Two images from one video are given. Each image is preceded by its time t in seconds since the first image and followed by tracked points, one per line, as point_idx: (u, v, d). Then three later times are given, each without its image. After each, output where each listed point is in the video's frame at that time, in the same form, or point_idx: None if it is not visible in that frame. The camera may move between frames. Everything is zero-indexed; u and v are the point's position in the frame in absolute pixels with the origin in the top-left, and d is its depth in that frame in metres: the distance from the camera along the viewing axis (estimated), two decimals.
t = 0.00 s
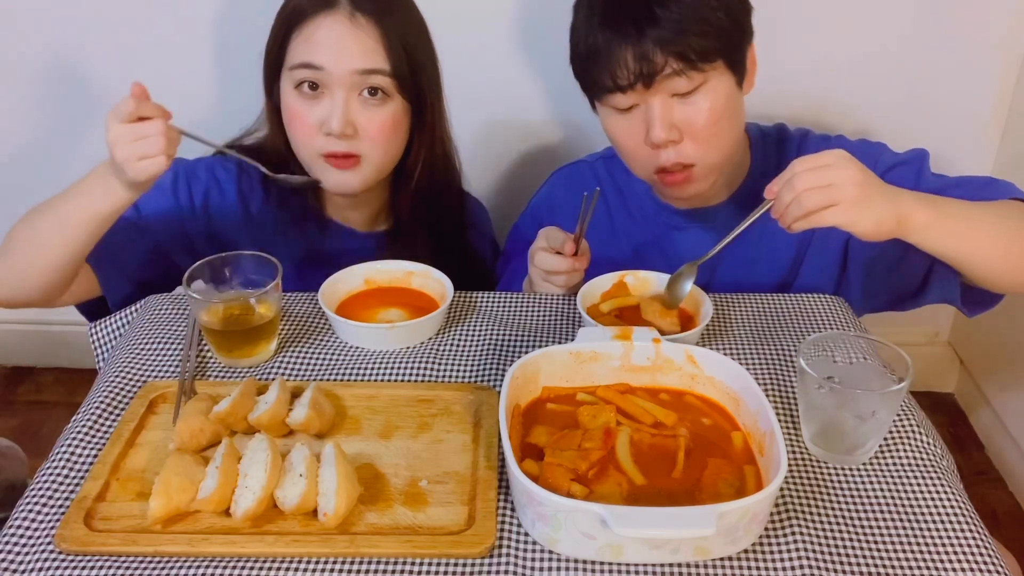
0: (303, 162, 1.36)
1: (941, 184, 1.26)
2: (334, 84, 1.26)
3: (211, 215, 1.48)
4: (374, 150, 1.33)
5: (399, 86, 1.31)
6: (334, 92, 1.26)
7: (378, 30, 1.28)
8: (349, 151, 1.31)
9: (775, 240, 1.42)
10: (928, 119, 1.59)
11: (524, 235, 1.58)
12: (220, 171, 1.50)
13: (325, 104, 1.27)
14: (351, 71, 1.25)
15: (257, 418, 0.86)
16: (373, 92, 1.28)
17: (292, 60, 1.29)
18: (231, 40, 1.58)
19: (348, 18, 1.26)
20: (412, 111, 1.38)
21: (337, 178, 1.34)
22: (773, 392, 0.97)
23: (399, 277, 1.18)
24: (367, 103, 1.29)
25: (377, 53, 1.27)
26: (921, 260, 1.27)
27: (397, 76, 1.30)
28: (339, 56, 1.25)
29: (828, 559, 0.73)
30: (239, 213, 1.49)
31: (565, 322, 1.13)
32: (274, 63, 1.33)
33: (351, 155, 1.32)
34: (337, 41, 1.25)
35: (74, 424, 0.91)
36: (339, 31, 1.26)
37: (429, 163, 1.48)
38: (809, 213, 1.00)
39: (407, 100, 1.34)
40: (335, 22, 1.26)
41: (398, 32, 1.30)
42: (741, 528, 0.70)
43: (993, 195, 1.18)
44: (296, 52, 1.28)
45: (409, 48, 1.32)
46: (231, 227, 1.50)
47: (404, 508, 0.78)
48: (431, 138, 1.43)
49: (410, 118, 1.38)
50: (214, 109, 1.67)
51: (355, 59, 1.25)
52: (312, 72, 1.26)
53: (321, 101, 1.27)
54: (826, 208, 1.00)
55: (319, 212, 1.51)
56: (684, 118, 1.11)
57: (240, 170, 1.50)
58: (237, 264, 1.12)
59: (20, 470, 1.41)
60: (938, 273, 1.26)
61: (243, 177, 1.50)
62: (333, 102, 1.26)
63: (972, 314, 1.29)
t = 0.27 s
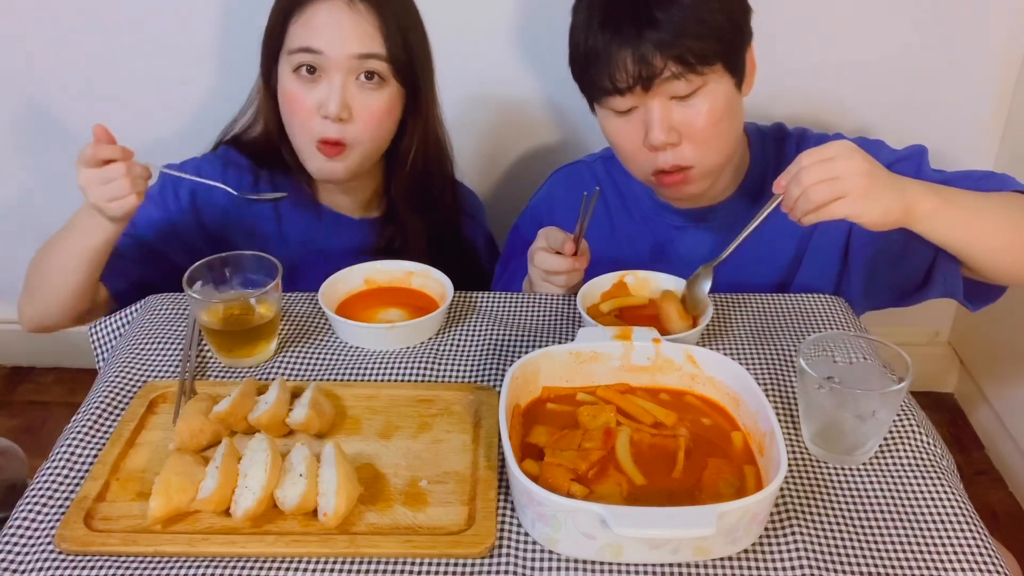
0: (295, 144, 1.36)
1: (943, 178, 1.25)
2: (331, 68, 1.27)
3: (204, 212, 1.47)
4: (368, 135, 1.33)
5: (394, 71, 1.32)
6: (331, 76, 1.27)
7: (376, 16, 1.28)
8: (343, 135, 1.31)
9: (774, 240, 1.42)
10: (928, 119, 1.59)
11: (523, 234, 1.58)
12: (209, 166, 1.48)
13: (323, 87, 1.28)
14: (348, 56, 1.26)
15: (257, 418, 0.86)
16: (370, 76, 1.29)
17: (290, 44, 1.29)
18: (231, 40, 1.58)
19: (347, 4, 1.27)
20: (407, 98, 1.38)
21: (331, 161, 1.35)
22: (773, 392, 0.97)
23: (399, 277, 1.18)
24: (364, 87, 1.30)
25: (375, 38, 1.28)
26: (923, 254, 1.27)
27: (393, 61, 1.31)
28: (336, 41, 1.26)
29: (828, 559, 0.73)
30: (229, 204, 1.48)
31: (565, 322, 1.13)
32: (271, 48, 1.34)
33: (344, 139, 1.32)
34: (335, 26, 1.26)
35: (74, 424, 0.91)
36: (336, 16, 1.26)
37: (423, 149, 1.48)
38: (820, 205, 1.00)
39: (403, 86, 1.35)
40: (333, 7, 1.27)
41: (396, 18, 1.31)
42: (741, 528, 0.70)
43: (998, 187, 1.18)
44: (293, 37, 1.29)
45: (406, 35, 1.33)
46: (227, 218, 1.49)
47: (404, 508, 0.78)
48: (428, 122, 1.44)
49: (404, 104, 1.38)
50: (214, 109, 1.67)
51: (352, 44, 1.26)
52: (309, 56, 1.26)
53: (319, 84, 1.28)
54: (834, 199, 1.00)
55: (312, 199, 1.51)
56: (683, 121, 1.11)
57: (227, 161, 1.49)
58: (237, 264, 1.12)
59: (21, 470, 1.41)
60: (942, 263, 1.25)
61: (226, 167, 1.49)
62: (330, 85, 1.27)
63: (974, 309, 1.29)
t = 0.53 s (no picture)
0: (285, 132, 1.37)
1: (938, 179, 1.25)
2: (322, 60, 1.28)
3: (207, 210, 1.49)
4: (357, 125, 1.35)
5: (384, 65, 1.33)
6: (323, 68, 1.29)
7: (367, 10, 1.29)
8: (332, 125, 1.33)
9: (772, 240, 1.42)
10: (928, 120, 1.59)
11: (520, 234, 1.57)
12: (194, 171, 1.48)
13: (314, 79, 1.29)
14: (338, 49, 1.27)
15: (257, 417, 0.87)
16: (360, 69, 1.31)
17: (282, 36, 1.30)
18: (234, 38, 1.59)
19: None
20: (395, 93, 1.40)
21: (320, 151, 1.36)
22: (773, 392, 0.97)
23: (399, 276, 1.18)
24: (354, 79, 1.31)
25: (365, 33, 1.29)
26: (919, 256, 1.28)
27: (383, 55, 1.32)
28: (328, 34, 1.27)
29: (828, 559, 0.73)
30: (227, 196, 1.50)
31: (565, 322, 1.13)
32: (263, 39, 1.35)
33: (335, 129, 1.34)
34: (326, 20, 1.27)
35: (74, 424, 0.91)
36: (327, 10, 1.27)
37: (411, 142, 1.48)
38: (806, 221, 1.00)
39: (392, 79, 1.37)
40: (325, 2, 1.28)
41: (387, 13, 1.32)
42: (741, 528, 0.70)
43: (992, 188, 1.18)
44: (285, 30, 1.30)
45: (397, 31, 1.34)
46: (230, 213, 1.50)
47: (404, 508, 0.78)
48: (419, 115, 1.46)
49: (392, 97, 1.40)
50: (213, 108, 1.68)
51: (342, 37, 1.27)
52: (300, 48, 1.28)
53: (310, 76, 1.29)
54: (823, 214, 1.01)
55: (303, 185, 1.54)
56: (679, 121, 1.11)
57: (211, 160, 1.49)
58: (237, 265, 1.12)
59: (20, 470, 1.40)
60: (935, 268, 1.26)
61: (215, 163, 1.49)
62: (321, 78, 1.29)
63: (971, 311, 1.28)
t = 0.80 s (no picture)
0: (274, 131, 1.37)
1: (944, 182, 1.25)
2: (313, 57, 1.28)
3: (202, 219, 1.53)
4: (347, 123, 1.35)
5: (374, 62, 1.34)
6: (314, 65, 1.29)
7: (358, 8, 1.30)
8: (323, 122, 1.33)
9: (771, 240, 1.42)
10: (929, 120, 1.59)
11: (519, 234, 1.57)
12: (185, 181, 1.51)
13: (305, 76, 1.29)
14: (330, 47, 1.28)
15: (257, 417, 0.87)
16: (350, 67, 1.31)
17: (272, 34, 1.30)
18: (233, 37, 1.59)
19: None
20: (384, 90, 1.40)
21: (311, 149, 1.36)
22: (773, 392, 0.97)
23: (398, 276, 1.18)
24: (344, 76, 1.32)
25: (355, 29, 1.30)
26: (920, 258, 1.28)
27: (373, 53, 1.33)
28: (320, 32, 1.27)
29: (828, 559, 0.73)
30: (219, 205, 1.52)
31: (565, 322, 1.13)
32: (252, 35, 1.35)
33: (325, 126, 1.34)
34: (316, 17, 1.27)
35: (74, 424, 0.91)
36: (317, 8, 1.28)
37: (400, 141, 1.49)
38: (831, 203, 1.00)
39: (381, 76, 1.37)
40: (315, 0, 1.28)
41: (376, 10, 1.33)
42: (741, 528, 0.70)
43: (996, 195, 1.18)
44: (275, 27, 1.30)
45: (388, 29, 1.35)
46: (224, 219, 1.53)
47: (404, 508, 0.78)
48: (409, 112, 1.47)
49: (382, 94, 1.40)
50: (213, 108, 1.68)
51: (333, 34, 1.28)
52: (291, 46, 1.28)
53: (301, 72, 1.29)
54: (845, 198, 1.00)
55: (294, 188, 1.54)
56: (675, 122, 1.11)
57: (201, 168, 1.51)
58: (235, 266, 1.12)
59: (20, 470, 1.40)
60: (937, 270, 1.26)
61: (204, 173, 1.51)
62: (312, 75, 1.29)
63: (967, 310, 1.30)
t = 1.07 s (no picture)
0: (273, 130, 1.37)
1: (936, 190, 1.25)
2: (312, 56, 1.29)
3: (199, 221, 1.53)
4: (347, 122, 1.35)
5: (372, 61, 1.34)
6: (313, 64, 1.29)
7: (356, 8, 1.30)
8: (323, 120, 1.33)
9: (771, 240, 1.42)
10: (930, 121, 1.59)
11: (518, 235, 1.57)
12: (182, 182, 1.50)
13: (305, 75, 1.29)
14: (330, 46, 1.28)
15: (257, 417, 0.87)
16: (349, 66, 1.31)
17: (271, 33, 1.30)
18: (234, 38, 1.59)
19: None
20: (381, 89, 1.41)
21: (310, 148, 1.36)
22: (773, 392, 0.97)
23: (399, 276, 1.18)
24: (343, 76, 1.32)
25: (354, 29, 1.30)
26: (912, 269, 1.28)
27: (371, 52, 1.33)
28: (319, 31, 1.27)
29: (828, 559, 0.73)
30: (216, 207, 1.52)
31: (565, 322, 1.13)
32: (250, 33, 1.35)
33: (325, 125, 1.34)
34: (315, 16, 1.27)
35: (74, 424, 0.91)
36: (316, 7, 1.28)
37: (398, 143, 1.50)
38: (807, 222, 1.01)
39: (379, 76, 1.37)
40: None
41: (376, 9, 1.33)
42: (741, 528, 0.70)
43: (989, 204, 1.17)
44: (274, 26, 1.30)
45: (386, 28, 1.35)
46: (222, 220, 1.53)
47: (404, 508, 0.78)
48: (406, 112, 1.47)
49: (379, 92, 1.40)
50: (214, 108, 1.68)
51: (332, 34, 1.28)
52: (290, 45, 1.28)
53: (300, 72, 1.30)
54: (824, 216, 1.01)
55: (290, 190, 1.54)
56: (688, 125, 1.11)
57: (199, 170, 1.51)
58: (237, 266, 1.12)
59: (20, 470, 1.40)
60: (929, 282, 1.26)
61: (202, 174, 1.51)
62: (311, 74, 1.29)
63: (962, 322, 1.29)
